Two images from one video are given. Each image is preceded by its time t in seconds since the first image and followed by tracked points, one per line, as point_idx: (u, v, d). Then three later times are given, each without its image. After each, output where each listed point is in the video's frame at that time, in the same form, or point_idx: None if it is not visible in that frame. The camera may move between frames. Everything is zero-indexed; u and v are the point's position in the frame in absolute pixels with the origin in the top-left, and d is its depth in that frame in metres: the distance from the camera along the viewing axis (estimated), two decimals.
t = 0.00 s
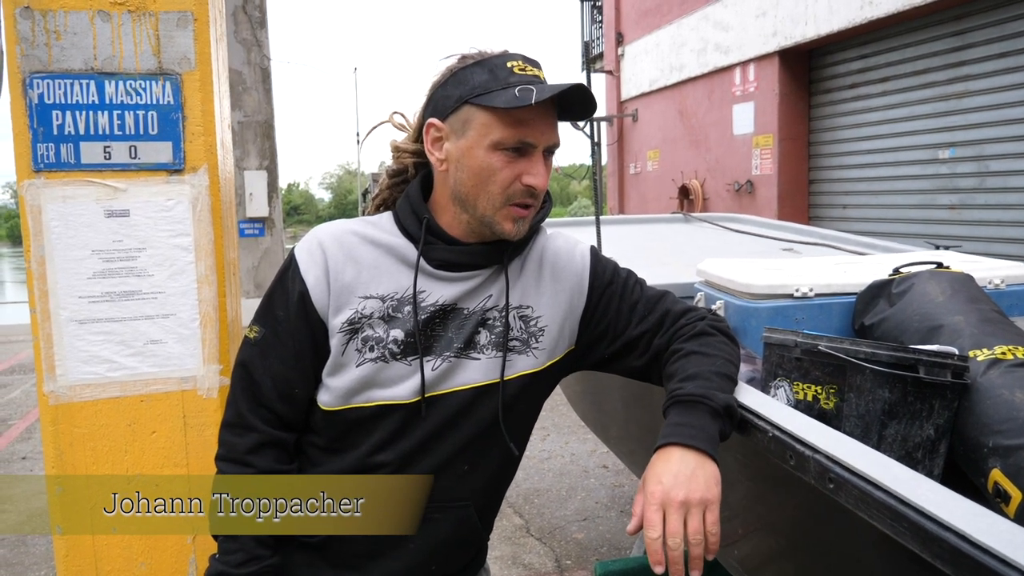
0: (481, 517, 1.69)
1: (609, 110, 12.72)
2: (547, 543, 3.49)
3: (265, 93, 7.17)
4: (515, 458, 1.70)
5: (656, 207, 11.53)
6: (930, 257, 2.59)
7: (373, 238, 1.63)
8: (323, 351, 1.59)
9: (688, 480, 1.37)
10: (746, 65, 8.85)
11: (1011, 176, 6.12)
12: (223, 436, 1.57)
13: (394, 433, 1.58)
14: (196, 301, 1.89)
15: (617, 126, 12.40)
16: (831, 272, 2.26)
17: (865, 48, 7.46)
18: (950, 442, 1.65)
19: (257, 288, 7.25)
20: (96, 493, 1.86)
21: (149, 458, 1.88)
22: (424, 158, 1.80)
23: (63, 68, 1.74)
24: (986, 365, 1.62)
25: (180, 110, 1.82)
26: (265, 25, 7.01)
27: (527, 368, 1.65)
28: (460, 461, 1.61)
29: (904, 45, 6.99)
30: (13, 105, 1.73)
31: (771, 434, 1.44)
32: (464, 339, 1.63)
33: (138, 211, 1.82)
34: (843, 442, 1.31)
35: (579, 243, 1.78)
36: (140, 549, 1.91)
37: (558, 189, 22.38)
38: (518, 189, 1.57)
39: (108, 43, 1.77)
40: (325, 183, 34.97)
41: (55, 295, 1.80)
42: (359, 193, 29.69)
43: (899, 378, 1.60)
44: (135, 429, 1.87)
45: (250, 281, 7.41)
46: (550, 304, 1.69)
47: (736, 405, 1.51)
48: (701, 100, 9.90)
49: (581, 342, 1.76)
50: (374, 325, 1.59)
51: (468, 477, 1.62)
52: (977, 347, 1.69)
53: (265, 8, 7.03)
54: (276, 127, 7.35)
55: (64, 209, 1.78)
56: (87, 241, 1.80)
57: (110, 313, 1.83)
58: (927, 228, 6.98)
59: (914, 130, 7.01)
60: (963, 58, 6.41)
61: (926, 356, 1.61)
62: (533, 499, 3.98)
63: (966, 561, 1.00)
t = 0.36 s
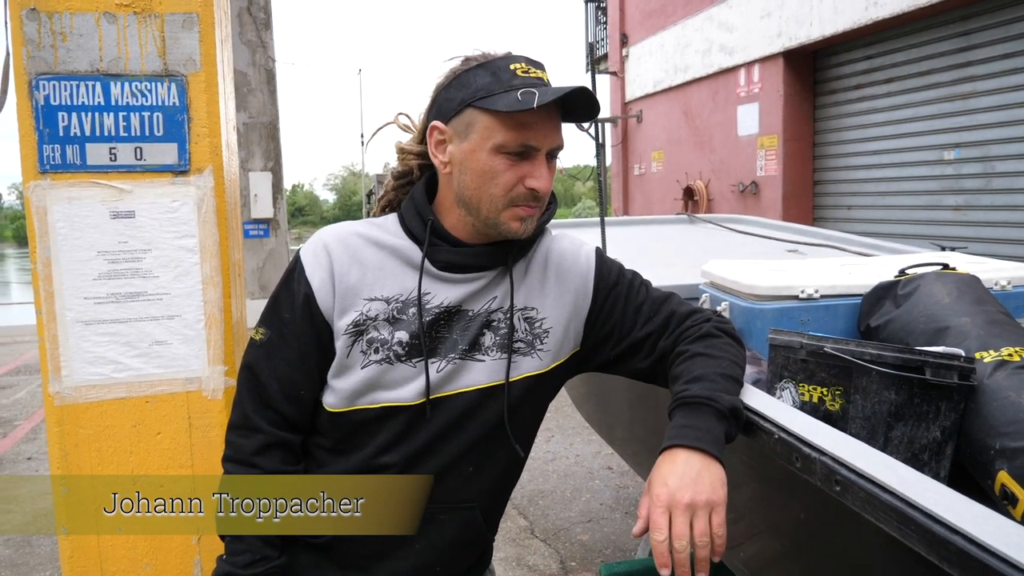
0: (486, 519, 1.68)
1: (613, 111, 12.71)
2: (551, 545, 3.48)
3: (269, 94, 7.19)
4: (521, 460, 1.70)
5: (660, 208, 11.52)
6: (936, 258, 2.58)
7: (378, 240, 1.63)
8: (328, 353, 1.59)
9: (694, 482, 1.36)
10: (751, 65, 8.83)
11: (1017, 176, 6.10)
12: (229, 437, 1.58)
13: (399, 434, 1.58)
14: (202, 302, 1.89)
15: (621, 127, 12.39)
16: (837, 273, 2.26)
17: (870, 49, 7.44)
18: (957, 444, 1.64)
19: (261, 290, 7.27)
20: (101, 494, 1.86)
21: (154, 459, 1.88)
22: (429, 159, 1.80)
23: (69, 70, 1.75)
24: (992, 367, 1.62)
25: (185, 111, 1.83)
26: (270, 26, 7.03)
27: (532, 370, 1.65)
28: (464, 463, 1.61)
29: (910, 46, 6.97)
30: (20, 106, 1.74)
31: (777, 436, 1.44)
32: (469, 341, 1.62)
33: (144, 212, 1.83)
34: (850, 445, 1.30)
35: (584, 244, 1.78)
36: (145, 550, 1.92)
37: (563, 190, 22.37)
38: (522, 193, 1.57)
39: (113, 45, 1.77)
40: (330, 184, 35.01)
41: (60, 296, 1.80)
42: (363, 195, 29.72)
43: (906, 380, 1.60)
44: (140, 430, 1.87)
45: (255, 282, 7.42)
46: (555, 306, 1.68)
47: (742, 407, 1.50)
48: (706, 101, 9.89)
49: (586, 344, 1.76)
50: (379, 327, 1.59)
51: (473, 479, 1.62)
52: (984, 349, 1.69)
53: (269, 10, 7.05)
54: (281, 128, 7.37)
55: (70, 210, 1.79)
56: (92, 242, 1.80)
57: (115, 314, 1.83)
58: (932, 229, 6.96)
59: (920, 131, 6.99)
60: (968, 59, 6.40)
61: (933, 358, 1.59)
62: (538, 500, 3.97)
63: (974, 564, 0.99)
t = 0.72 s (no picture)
0: (489, 521, 1.68)
1: (617, 114, 12.72)
2: (555, 547, 3.48)
3: (274, 96, 7.22)
4: (524, 462, 1.70)
5: (664, 210, 11.51)
6: (940, 261, 2.57)
7: (382, 243, 1.64)
8: (331, 355, 1.60)
9: (698, 486, 1.36)
10: (755, 68, 8.82)
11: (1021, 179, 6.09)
12: (232, 439, 1.58)
13: (401, 436, 1.58)
14: (206, 304, 1.90)
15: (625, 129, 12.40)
16: (841, 276, 2.25)
17: (874, 51, 7.44)
18: (963, 448, 1.63)
19: (266, 291, 7.30)
20: (105, 496, 1.86)
21: (159, 461, 1.89)
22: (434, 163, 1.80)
23: (74, 73, 1.75)
24: (998, 370, 1.61)
25: (190, 114, 1.83)
26: (274, 29, 7.05)
27: (534, 373, 1.65)
28: (466, 465, 1.61)
29: (914, 48, 6.96)
30: (25, 109, 1.74)
31: (781, 439, 1.43)
32: (471, 344, 1.62)
33: (148, 215, 1.83)
34: (855, 449, 1.30)
35: (588, 248, 1.78)
36: (149, 552, 1.92)
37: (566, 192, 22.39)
38: (527, 200, 1.57)
39: (119, 48, 1.78)
40: (334, 186, 35.10)
41: (65, 299, 1.81)
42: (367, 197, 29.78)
43: (910, 383, 1.59)
44: (144, 432, 1.88)
45: (259, 283, 7.45)
46: (558, 309, 1.68)
47: (746, 410, 1.50)
48: (710, 104, 9.88)
49: (590, 347, 1.76)
50: (382, 330, 1.59)
51: (475, 481, 1.62)
52: (989, 352, 1.68)
53: (274, 13, 7.08)
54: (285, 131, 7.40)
55: (75, 213, 1.79)
56: (97, 245, 1.81)
57: (120, 317, 1.84)
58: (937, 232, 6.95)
59: (924, 133, 6.98)
60: (972, 61, 6.39)
61: (938, 361, 1.58)
62: (542, 503, 3.97)
63: (980, 568, 0.99)
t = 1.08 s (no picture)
0: (489, 525, 1.68)
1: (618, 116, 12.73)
2: (557, 549, 3.47)
3: (275, 98, 7.24)
4: (525, 465, 1.70)
5: (666, 212, 11.50)
6: (942, 261, 2.57)
7: (381, 245, 1.64)
8: (331, 358, 1.60)
9: (700, 488, 1.35)
10: (756, 69, 8.82)
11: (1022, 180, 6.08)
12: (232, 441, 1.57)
13: (401, 439, 1.58)
14: (207, 306, 1.90)
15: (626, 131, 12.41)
16: (842, 277, 2.25)
17: (875, 52, 7.43)
18: (965, 449, 1.62)
19: (267, 293, 7.32)
20: (105, 498, 1.86)
21: (159, 464, 1.89)
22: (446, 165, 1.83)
23: (75, 76, 1.75)
24: (1000, 371, 1.61)
25: (190, 116, 1.83)
26: (275, 31, 7.08)
27: (533, 376, 1.65)
28: (466, 468, 1.61)
29: (915, 49, 6.96)
30: (25, 112, 1.74)
31: (782, 442, 1.43)
32: (470, 347, 1.62)
33: (149, 217, 1.83)
34: (856, 450, 1.29)
35: (588, 250, 1.77)
36: (150, 555, 1.92)
37: (567, 194, 22.40)
38: (472, 180, 1.60)
39: (119, 50, 1.78)
40: (335, 188, 35.13)
41: (66, 301, 1.81)
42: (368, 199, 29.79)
43: (912, 384, 1.58)
44: (145, 435, 1.87)
45: (261, 286, 7.47)
46: (558, 312, 1.68)
47: (747, 413, 1.49)
48: (711, 105, 9.88)
49: (590, 351, 1.75)
50: (381, 333, 1.59)
51: (475, 484, 1.62)
52: (991, 353, 1.68)
53: (275, 16, 7.10)
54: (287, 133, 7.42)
55: (75, 215, 1.79)
56: (97, 247, 1.81)
57: (120, 319, 1.84)
58: (939, 233, 6.94)
59: (926, 134, 6.97)
60: (973, 62, 6.38)
61: (939, 362, 1.58)
62: (543, 505, 3.96)
63: (982, 571, 0.98)
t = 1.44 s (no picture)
0: (489, 529, 1.67)
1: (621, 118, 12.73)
2: (559, 552, 3.46)
3: (278, 101, 7.25)
4: (527, 468, 1.70)
5: (668, 214, 11.50)
6: (945, 264, 2.56)
7: (380, 248, 1.63)
8: (330, 360, 1.60)
9: (706, 493, 1.35)
10: (759, 71, 8.81)
11: None
12: (232, 445, 1.58)
13: (400, 442, 1.58)
14: (208, 309, 1.90)
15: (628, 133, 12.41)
16: (845, 279, 2.24)
17: (878, 54, 7.43)
18: (968, 452, 1.62)
19: (269, 296, 7.33)
20: (107, 502, 1.86)
21: (161, 467, 1.88)
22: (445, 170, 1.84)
23: (77, 79, 1.76)
24: (1003, 374, 1.60)
25: (192, 120, 1.83)
26: (278, 34, 7.11)
27: (533, 379, 1.65)
28: (466, 472, 1.60)
29: (918, 51, 6.95)
30: (28, 115, 1.75)
31: (785, 445, 1.42)
32: (469, 350, 1.62)
33: (150, 220, 1.83)
34: (859, 454, 1.29)
35: (589, 253, 1.77)
36: (151, 559, 1.91)
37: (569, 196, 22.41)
38: (462, 179, 1.60)
39: (121, 53, 1.78)
40: (338, 190, 35.22)
41: (67, 304, 1.81)
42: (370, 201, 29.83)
43: (915, 387, 1.57)
44: (146, 438, 1.87)
45: (264, 289, 7.50)
46: (558, 316, 1.67)
47: (748, 416, 1.49)
48: (713, 107, 9.88)
49: (590, 354, 1.75)
50: (380, 335, 1.59)
51: (475, 488, 1.61)
52: (995, 356, 1.67)
53: (277, 19, 7.12)
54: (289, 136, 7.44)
55: (78, 219, 1.79)
56: (99, 250, 1.81)
57: (122, 322, 1.84)
58: (942, 235, 6.92)
59: (930, 136, 6.96)
60: (976, 64, 6.38)
61: (943, 365, 1.57)
62: (546, 508, 3.96)
63: None
